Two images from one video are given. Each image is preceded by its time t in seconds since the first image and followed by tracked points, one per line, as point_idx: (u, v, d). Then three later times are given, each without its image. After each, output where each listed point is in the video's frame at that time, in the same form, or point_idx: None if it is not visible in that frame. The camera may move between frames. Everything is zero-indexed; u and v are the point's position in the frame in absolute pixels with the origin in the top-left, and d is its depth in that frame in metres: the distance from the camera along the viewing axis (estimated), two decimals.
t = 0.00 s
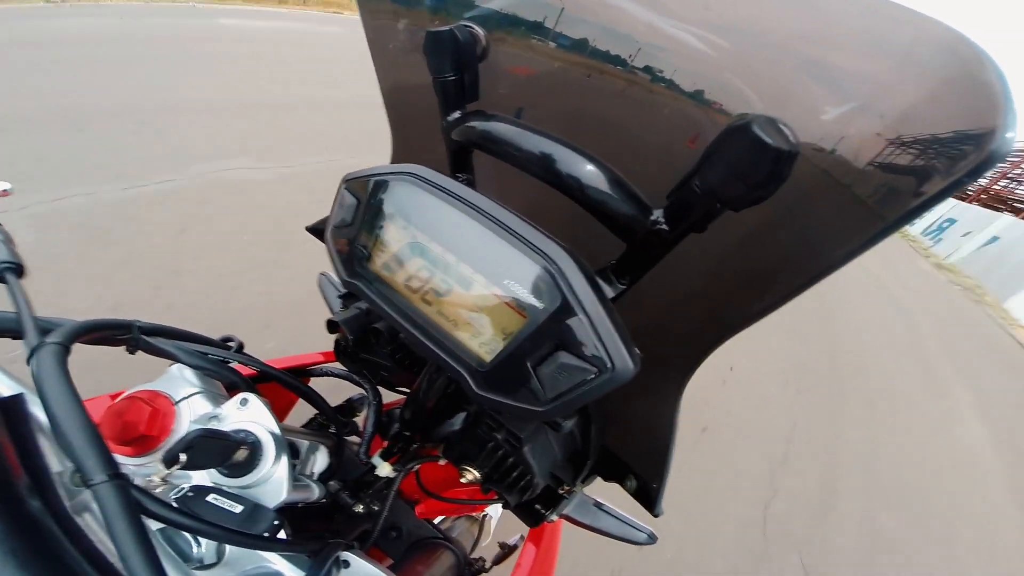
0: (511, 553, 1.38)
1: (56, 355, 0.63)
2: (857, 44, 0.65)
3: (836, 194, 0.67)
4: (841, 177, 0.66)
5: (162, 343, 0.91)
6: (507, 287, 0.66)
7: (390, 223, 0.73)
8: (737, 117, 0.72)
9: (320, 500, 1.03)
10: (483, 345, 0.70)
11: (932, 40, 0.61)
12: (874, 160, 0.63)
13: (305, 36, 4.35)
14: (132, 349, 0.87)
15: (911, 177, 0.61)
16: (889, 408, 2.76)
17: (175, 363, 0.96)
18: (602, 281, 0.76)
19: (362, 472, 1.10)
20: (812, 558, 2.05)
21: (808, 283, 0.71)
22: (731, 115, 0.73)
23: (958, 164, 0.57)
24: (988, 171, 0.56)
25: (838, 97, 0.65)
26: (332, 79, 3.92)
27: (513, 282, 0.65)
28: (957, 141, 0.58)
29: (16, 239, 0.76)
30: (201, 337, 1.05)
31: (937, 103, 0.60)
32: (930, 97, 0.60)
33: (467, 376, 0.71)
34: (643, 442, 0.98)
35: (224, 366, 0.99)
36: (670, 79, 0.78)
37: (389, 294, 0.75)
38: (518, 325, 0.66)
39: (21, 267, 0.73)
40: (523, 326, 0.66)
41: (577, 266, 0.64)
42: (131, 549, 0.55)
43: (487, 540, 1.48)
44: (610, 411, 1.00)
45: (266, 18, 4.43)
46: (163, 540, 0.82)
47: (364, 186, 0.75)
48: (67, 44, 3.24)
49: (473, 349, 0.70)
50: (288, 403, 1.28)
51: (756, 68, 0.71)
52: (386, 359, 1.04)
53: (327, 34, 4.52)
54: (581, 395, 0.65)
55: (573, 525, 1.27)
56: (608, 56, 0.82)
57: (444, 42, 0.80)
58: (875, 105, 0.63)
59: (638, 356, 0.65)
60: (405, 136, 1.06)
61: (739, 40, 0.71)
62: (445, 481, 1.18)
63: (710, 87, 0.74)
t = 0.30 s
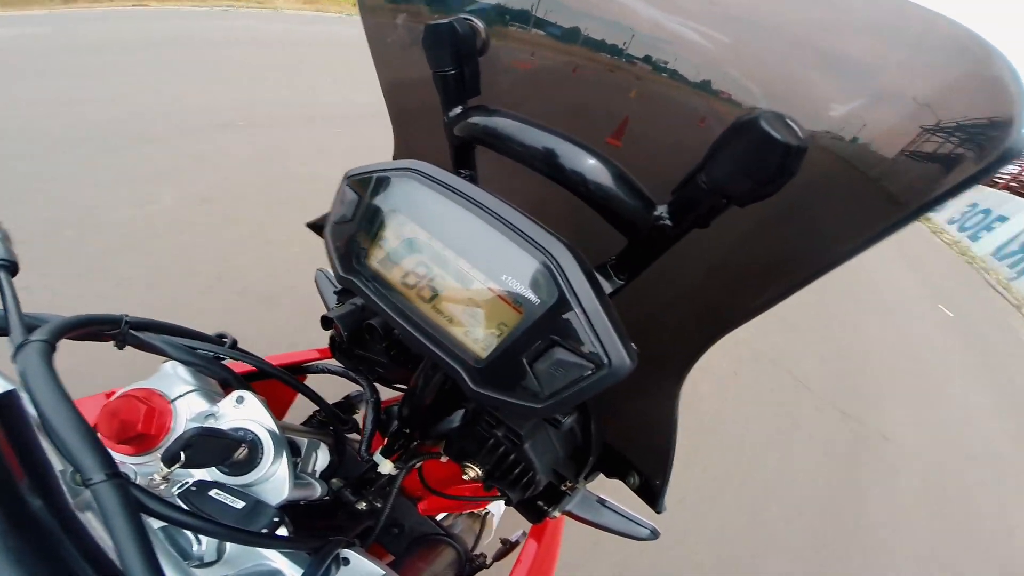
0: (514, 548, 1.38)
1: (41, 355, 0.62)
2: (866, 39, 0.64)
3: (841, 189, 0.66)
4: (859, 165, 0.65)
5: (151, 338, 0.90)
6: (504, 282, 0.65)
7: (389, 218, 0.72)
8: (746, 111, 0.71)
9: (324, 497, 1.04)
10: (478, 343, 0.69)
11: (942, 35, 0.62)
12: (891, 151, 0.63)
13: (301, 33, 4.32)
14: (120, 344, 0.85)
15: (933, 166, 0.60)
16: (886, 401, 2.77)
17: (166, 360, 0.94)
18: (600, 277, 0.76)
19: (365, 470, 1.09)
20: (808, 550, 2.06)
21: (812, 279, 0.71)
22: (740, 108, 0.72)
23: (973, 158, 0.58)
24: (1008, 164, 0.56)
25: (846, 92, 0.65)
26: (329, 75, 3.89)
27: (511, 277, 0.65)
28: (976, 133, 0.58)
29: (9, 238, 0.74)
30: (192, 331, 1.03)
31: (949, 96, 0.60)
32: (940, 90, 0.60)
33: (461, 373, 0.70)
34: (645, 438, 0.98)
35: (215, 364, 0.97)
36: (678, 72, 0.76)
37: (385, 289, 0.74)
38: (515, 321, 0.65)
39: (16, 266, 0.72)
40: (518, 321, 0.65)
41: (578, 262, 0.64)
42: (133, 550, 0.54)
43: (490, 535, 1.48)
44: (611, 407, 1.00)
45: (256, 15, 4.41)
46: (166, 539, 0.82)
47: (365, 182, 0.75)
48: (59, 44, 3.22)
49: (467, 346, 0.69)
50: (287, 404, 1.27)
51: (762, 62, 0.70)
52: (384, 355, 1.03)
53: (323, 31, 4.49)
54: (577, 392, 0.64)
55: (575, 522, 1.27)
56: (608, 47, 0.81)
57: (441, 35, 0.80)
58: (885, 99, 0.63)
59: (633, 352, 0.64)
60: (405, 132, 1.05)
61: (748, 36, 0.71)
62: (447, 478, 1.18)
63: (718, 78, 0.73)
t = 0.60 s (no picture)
0: (513, 552, 1.39)
1: (53, 357, 0.63)
2: (855, 47, 0.65)
3: (835, 199, 0.68)
4: (845, 175, 0.66)
5: (159, 343, 0.90)
6: (506, 289, 0.66)
7: (391, 225, 0.73)
8: (736, 119, 0.73)
9: (323, 500, 1.05)
10: (481, 347, 0.70)
11: (929, 43, 0.62)
12: (879, 162, 0.64)
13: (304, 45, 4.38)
14: (130, 349, 0.86)
15: (917, 174, 0.61)
16: (881, 405, 2.79)
17: (173, 363, 0.95)
18: (602, 283, 0.78)
19: (363, 473, 1.10)
20: (807, 551, 2.07)
21: (806, 286, 0.72)
22: (730, 116, 0.73)
23: (952, 167, 0.59)
24: (987, 173, 0.57)
25: (836, 99, 0.66)
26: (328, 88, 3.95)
27: (513, 284, 0.66)
28: (956, 144, 0.58)
29: (16, 240, 0.76)
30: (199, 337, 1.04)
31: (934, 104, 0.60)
32: (926, 99, 0.61)
33: (465, 377, 0.71)
34: (643, 441, 0.99)
35: (222, 367, 0.98)
36: (669, 84, 0.78)
37: (390, 294, 0.75)
38: (517, 327, 0.66)
39: (24, 267, 0.73)
40: (520, 328, 0.66)
41: (578, 269, 0.64)
42: (136, 549, 0.55)
43: (489, 538, 1.49)
44: (609, 410, 1.01)
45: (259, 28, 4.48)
46: (166, 539, 0.82)
47: (367, 189, 0.76)
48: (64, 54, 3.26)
49: (470, 351, 0.70)
50: (287, 404, 1.28)
51: (753, 69, 0.71)
52: (386, 359, 1.05)
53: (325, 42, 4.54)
54: (579, 397, 0.65)
55: (573, 525, 1.28)
56: (599, 60, 0.83)
57: (442, 45, 0.81)
58: (875, 106, 0.64)
59: (636, 358, 0.65)
60: (404, 139, 1.07)
61: (738, 44, 0.72)
62: (445, 482, 1.18)
63: (708, 89, 0.75)
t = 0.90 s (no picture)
0: (513, 552, 1.39)
1: (51, 355, 0.63)
2: (862, 48, 0.65)
3: (839, 204, 0.68)
4: (850, 176, 0.66)
5: (158, 340, 0.91)
6: (509, 288, 0.66)
7: (394, 224, 0.73)
8: (740, 120, 0.73)
9: (323, 499, 1.05)
10: (483, 347, 0.69)
11: (937, 44, 0.62)
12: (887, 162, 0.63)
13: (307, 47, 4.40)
14: (128, 346, 0.86)
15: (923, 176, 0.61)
16: (881, 407, 2.79)
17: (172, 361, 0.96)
18: (605, 283, 0.77)
19: (363, 472, 1.10)
20: (808, 551, 2.06)
21: (810, 288, 0.72)
22: (734, 118, 0.73)
23: (963, 171, 0.59)
24: (1000, 178, 0.57)
25: (842, 100, 0.65)
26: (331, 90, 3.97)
27: (516, 283, 0.65)
28: (967, 147, 0.58)
29: (17, 238, 0.75)
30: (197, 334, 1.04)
31: (942, 106, 0.60)
32: (936, 100, 0.60)
33: (467, 377, 0.70)
34: (644, 442, 0.98)
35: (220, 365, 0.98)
36: (673, 84, 0.78)
37: (392, 293, 0.74)
38: (519, 327, 0.66)
39: (25, 265, 0.73)
40: (522, 327, 0.66)
41: (581, 269, 0.64)
42: (136, 548, 0.55)
43: (489, 539, 1.48)
44: (611, 411, 1.01)
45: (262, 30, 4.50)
46: (166, 539, 0.82)
47: (370, 188, 0.75)
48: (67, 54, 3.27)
49: (472, 350, 0.70)
50: (286, 402, 1.28)
51: (757, 69, 0.71)
52: (386, 358, 1.04)
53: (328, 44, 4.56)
54: (580, 398, 0.65)
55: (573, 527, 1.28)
56: (601, 61, 0.83)
57: (445, 42, 0.81)
58: (881, 107, 0.63)
59: (638, 359, 0.65)
60: (406, 139, 1.06)
61: (741, 44, 0.71)
62: (446, 482, 1.18)
63: (710, 90, 0.75)
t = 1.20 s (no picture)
0: (514, 550, 1.39)
1: (49, 356, 0.63)
2: (853, 44, 0.65)
3: (834, 197, 0.68)
4: (844, 170, 0.66)
5: (157, 340, 0.91)
6: (505, 285, 0.66)
7: (391, 222, 0.73)
8: (734, 117, 0.73)
9: (323, 499, 1.05)
10: (480, 344, 0.70)
11: (928, 41, 0.61)
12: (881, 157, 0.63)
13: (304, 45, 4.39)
14: (127, 347, 0.85)
15: (917, 170, 0.61)
16: (882, 402, 2.79)
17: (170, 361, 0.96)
18: (601, 280, 0.77)
19: (363, 471, 1.10)
20: (808, 547, 2.07)
21: (805, 282, 0.72)
22: (728, 116, 0.74)
23: (954, 165, 0.59)
24: (989, 170, 0.57)
25: (836, 96, 0.66)
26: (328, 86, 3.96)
27: (512, 280, 0.66)
28: (957, 143, 0.58)
29: (16, 238, 0.76)
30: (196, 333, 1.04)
31: (935, 101, 0.60)
32: (926, 98, 0.60)
33: (463, 374, 0.71)
34: (643, 438, 0.99)
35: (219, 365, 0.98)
36: (667, 84, 0.78)
37: (388, 291, 0.75)
38: (515, 323, 0.66)
39: (23, 265, 0.73)
40: (519, 324, 0.66)
41: (576, 264, 0.64)
42: (134, 548, 0.55)
43: (489, 537, 1.49)
44: (609, 408, 1.01)
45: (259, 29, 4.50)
46: (166, 539, 0.83)
47: (367, 186, 0.76)
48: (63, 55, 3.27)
49: (469, 347, 0.70)
50: (285, 401, 1.28)
51: (751, 67, 0.71)
52: (384, 357, 1.04)
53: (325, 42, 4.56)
54: (576, 394, 0.65)
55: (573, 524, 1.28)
56: (593, 62, 0.84)
57: (440, 41, 0.81)
58: (875, 102, 0.63)
59: (633, 355, 0.65)
60: (403, 137, 1.07)
61: (738, 43, 0.72)
62: (446, 481, 1.18)
63: (703, 89, 0.75)
